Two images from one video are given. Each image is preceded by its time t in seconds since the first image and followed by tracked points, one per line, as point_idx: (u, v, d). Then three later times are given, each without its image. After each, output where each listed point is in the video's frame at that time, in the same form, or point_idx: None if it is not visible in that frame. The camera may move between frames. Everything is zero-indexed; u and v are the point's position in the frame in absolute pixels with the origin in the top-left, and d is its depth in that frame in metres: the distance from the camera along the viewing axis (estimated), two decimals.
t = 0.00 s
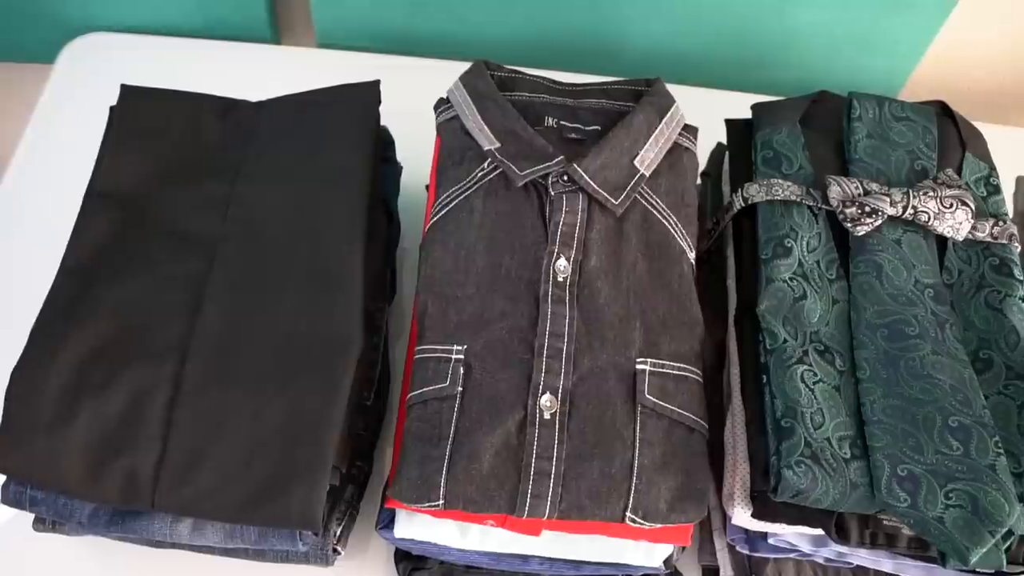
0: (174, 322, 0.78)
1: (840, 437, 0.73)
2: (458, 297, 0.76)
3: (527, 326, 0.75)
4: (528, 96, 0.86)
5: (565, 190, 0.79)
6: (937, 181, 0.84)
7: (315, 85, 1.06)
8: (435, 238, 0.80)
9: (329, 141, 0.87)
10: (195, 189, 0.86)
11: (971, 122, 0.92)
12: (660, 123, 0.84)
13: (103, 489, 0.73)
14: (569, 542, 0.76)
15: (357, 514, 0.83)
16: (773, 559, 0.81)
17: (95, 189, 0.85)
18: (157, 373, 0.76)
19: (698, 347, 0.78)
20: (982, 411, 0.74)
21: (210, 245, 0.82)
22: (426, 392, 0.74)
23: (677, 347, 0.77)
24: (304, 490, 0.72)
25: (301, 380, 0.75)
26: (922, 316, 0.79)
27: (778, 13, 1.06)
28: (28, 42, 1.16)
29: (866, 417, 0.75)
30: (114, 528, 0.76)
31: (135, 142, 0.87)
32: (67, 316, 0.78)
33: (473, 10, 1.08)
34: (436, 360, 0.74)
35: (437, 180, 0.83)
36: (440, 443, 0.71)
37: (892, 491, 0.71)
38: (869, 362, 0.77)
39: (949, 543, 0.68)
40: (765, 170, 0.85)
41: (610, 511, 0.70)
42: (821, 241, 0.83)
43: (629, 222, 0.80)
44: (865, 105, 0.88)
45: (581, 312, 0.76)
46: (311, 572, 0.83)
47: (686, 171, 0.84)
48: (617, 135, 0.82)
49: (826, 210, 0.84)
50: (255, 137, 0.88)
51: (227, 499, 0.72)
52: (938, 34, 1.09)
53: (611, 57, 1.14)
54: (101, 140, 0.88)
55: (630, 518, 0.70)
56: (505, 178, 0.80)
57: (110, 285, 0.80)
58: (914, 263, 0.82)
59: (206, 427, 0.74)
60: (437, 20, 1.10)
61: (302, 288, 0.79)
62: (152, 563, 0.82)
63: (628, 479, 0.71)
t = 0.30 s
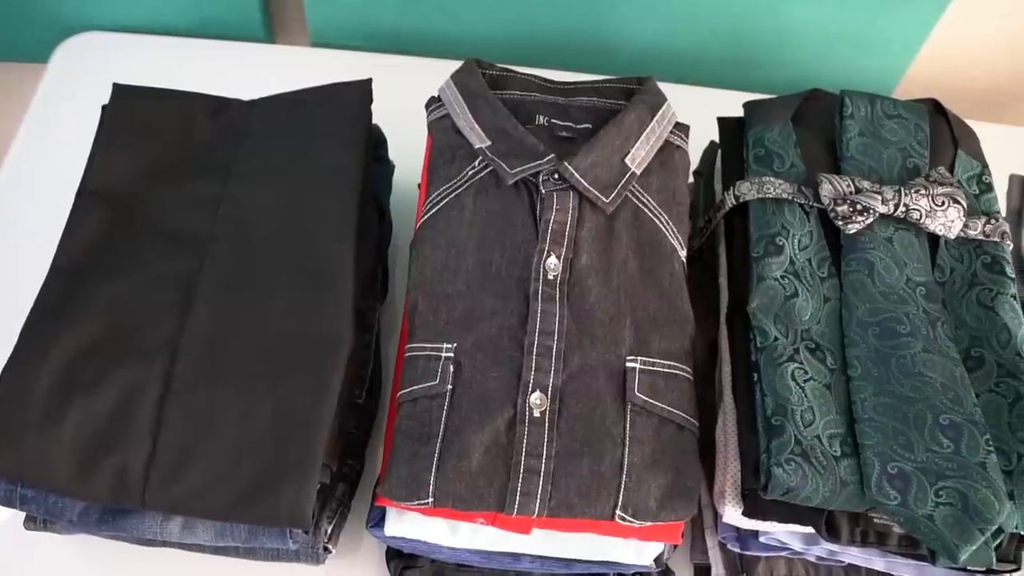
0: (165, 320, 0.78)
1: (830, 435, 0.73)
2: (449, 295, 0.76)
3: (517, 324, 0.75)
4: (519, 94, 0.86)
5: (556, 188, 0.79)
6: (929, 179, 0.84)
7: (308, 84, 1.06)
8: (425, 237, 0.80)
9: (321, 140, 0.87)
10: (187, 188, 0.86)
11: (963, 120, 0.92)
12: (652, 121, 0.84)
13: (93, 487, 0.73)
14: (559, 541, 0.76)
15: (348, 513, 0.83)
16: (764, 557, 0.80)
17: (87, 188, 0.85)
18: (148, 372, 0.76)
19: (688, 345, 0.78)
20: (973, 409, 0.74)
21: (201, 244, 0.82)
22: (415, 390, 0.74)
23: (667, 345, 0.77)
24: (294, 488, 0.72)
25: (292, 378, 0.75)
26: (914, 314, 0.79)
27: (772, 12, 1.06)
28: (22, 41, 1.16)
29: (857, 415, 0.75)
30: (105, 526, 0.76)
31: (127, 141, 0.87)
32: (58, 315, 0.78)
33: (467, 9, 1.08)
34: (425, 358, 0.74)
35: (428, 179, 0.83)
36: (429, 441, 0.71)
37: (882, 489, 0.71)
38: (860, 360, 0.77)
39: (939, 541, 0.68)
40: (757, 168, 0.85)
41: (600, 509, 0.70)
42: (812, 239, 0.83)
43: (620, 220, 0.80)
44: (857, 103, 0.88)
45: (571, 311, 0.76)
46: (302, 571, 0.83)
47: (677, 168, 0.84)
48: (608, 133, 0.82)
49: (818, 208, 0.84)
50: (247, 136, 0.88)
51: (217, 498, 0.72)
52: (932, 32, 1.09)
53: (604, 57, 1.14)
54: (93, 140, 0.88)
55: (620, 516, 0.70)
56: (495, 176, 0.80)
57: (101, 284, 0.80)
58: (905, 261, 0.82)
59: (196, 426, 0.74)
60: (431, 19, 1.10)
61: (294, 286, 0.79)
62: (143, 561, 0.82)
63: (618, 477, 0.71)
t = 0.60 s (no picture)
0: (153, 317, 0.78)
1: (816, 430, 0.73)
2: (435, 291, 0.76)
3: (503, 320, 0.75)
4: (507, 90, 0.86)
5: (542, 184, 0.79)
6: (917, 175, 0.84)
7: (299, 81, 1.06)
8: (412, 233, 0.80)
9: (309, 137, 0.87)
10: (175, 185, 0.86)
11: (952, 117, 0.92)
12: (639, 117, 0.84)
13: (80, 483, 0.73)
14: (546, 536, 0.76)
15: (336, 509, 0.83)
16: (752, 554, 0.80)
17: (75, 185, 0.85)
18: (135, 368, 0.76)
19: (675, 341, 0.78)
20: (959, 404, 0.74)
21: (189, 241, 0.82)
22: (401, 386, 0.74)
23: (654, 341, 0.77)
24: (279, 485, 0.72)
25: (278, 374, 0.76)
26: (901, 310, 0.79)
27: (764, 10, 1.06)
28: (14, 40, 1.16)
29: (843, 410, 0.75)
30: (92, 522, 0.76)
31: (116, 138, 0.88)
32: (46, 312, 0.78)
33: (457, 6, 1.08)
34: (411, 354, 0.74)
35: (416, 176, 0.83)
36: (414, 437, 0.72)
37: (867, 484, 0.71)
38: (846, 356, 0.77)
39: (923, 536, 0.69)
40: (744, 165, 0.85)
41: (585, 504, 0.70)
42: (800, 235, 0.83)
43: (607, 217, 0.80)
44: (845, 99, 0.88)
45: (557, 307, 0.76)
46: (290, 569, 0.82)
47: (665, 165, 0.84)
48: (595, 130, 0.82)
49: (805, 205, 0.84)
50: (235, 134, 0.88)
51: (203, 494, 0.72)
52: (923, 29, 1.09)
53: (596, 54, 1.14)
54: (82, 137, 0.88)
55: (605, 512, 0.70)
56: (482, 173, 0.80)
57: (89, 281, 0.80)
58: (893, 257, 0.82)
59: (182, 423, 0.74)
60: (422, 16, 1.10)
61: (281, 282, 0.79)
62: (131, 559, 0.82)
63: (603, 473, 0.71)
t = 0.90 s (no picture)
0: (137, 315, 0.78)
1: (801, 429, 0.73)
2: (420, 289, 0.76)
3: (487, 318, 0.75)
4: (493, 88, 0.86)
5: (528, 182, 0.79)
6: (905, 173, 0.84)
7: (287, 79, 1.05)
8: (398, 231, 0.80)
9: (296, 135, 0.87)
10: (161, 183, 0.86)
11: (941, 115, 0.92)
12: (625, 115, 0.83)
13: (62, 481, 0.73)
14: (531, 535, 0.76)
15: (321, 508, 0.83)
16: (738, 553, 0.80)
17: (61, 183, 0.85)
18: (119, 367, 0.76)
19: (660, 339, 0.78)
20: (945, 403, 0.74)
21: (174, 239, 0.82)
22: (385, 384, 0.74)
23: (639, 339, 0.76)
24: (262, 483, 0.72)
25: (263, 373, 0.75)
26: (888, 308, 0.79)
27: (754, 7, 1.06)
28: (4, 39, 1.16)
29: (828, 409, 0.74)
30: (76, 521, 0.76)
31: (102, 137, 0.88)
32: (29, 310, 0.78)
33: (447, 4, 1.07)
34: (395, 352, 0.74)
35: (401, 174, 0.83)
36: (397, 435, 0.72)
37: (851, 483, 0.70)
38: (832, 354, 0.77)
39: (907, 535, 0.68)
40: (732, 163, 0.85)
41: (568, 503, 0.70)
42: (786, 233, 0.82)
43: (592, 215, 0.80)
44: (833, 97, 0.87)
45: (542, 305, 0.75)
46: (276, 569, 0.82)
47: (651, 163, 0.84)
48: (581, 128, 0.81)
49: (792, 203, 0.84)
50: (222, 132, 0.88)
51: (187, 492, 0.72)
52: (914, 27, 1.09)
53: (586, 53, 1.13)
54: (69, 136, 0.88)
55: (589, 511, 0.70)
56: (467, 171, 0.80)
57: (74, 279, 0.80)
58: (880, 255, 0.82)
59: (166, 421, 0.74)
60: (411, 14, 1.09)
61: (266, 281, 0.79)
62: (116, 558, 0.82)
63: (587, 472, 0.71)
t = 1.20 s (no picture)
0: (122, 315, 0.78)
1: (786, 428, 0.72)
2: (405, 289, 0.76)
3: (471, 317, 0.74)
4: (479, 87, 0.85)
5: (513, 181, 0.79)
6: (893, 171, 0.84)
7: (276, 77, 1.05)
8: (383, 230, 0.79)
9: (282, 134, 0.86)
10: (146, 183, 0.86)
11: (930, 113, 0.91)
12: (612, 113, 0.83)
13: (45, 482, 0.72)
14: (516, 535, 0.76)
15: (308, 508, 0.82)
16: (725, 553, 0.79)
17: (47, 183, 0.85)
18: (103, 367, 0.76)
19: (646, 338, 0.78)
20: (932, 402, 0.74)
21: (159, 238, 0.82)
22: (369, 384, 0.74)
23: (624, 338, 0.76)
24: (246, 483, 0.72)
25: (247, 372, 0.75)
26: (875, 307, 0.78)
27: (743, 4, 1.05)
28: None
29: (814, 408, 0.74)
30: (60, 521, 0.75)
31: (88, 137, 0.87)
32: (14, 311, 0.78)
33: (436, 2, 1.07)
34: (379, 351, 0.74)
35: (387, 173, 0.83)
36: (381, 435, 0.71)
37: (836, 482, 0.70)
38: (819, 353, 0.76)
39: (893, 535, 0.68)
40: (719, 161, 0.85)
41: (552, 503, 0.70)
42: (774, 232, 0.82)
43: (578, 214, 0.79)
44: (820, 95, 0.87)
45: (527, 304, 0.75)
46: (263, 569, 0.81)
47: (638, 161, 0.83)
48: (567, 127, 0.81)
49: (780, 201, 0.83)
50: (208, 131, 0.88)
51: (171, 492, 0.72)
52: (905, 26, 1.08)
53: (576, 52, 1.13)
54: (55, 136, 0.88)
55: (573, 511, 0.70)
56: (452, 170, 0.80)
57: (59, 279, 0.80)
58: (868, 253, 0.81)
59: (149, 421, 0.74)
60: (400, 13, 1.09)
61: (251, 280, 0.79)
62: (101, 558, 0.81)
63: (571, 471, 0.70)
